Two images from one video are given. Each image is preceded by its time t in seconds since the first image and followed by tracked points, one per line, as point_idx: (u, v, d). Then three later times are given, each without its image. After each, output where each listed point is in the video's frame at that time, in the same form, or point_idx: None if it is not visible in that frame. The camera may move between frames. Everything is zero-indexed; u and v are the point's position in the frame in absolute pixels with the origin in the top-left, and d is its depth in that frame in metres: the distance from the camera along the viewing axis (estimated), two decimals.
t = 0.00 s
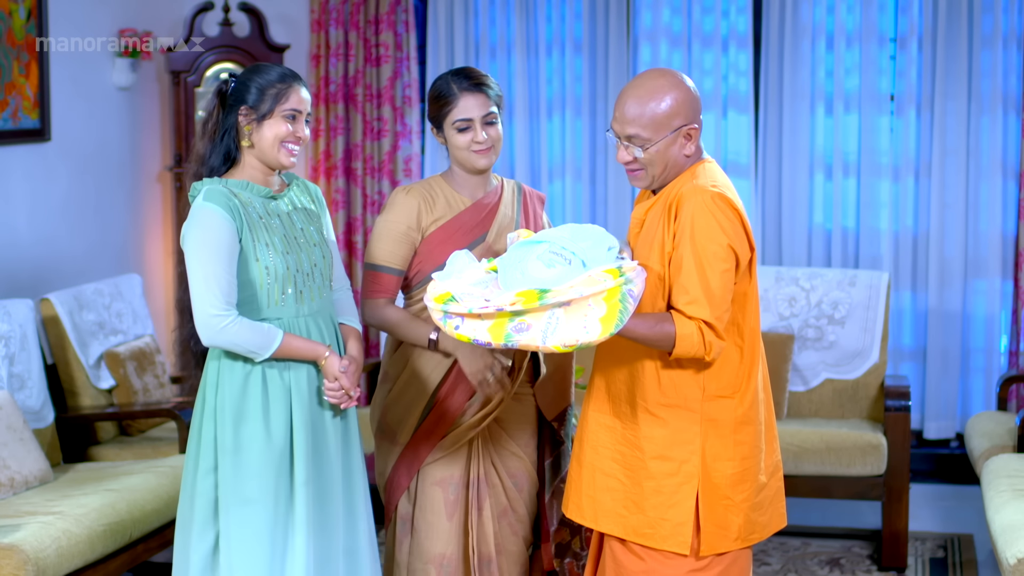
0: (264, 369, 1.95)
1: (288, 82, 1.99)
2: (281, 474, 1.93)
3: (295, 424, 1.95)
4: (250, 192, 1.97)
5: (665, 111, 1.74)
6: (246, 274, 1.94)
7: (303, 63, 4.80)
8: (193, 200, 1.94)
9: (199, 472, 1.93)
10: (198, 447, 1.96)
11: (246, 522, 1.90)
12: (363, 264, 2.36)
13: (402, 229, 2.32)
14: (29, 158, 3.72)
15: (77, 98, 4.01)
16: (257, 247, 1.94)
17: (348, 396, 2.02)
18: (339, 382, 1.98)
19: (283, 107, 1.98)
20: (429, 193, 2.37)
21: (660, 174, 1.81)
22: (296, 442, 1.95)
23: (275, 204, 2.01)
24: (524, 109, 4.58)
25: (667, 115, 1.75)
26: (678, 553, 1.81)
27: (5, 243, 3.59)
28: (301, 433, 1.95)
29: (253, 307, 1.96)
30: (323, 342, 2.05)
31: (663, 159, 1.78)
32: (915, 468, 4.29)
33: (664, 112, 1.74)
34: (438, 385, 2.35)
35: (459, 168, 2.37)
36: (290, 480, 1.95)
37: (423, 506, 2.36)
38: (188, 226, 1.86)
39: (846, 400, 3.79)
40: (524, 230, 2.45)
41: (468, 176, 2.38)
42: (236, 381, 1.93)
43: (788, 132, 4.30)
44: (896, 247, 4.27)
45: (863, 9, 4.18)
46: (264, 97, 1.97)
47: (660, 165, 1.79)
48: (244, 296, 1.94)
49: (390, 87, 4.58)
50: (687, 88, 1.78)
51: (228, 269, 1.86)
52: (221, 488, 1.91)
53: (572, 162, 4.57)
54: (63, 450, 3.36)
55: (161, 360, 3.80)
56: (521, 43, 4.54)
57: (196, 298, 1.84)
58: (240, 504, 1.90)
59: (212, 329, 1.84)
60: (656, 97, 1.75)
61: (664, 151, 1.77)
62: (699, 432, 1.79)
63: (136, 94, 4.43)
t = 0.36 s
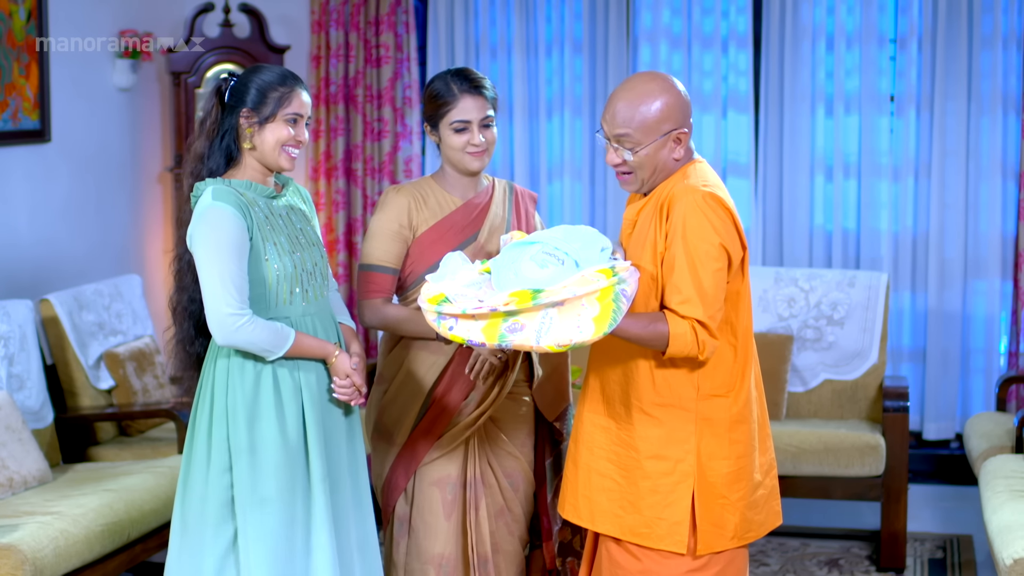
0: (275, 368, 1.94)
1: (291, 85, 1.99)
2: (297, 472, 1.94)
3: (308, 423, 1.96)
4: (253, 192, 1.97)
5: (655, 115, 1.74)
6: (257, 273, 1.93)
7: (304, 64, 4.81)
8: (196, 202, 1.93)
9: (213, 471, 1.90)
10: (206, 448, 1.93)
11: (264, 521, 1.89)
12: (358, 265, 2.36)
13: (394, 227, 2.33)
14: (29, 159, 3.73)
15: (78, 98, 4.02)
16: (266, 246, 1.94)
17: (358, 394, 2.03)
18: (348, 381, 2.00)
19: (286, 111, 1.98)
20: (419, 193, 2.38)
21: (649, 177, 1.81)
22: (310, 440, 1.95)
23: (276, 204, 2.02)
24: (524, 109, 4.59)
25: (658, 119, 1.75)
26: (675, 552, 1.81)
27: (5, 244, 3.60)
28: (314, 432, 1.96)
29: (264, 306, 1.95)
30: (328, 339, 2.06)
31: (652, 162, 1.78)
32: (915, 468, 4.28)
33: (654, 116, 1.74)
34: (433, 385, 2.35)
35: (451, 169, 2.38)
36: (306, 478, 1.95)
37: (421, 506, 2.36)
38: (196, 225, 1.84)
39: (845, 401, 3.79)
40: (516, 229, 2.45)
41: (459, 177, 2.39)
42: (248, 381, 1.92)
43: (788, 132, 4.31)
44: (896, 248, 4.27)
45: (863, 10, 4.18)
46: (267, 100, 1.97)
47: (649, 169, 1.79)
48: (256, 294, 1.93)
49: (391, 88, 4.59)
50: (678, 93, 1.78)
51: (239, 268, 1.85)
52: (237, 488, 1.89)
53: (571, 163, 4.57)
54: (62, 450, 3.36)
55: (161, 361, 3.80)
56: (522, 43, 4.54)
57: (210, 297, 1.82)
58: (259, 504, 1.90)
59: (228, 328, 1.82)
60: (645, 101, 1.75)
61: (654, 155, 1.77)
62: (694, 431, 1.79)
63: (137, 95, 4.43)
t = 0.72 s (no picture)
0: (270, 369, 1.94)
1: (287, 84, 1.99)
2: (294, 473, 1.94)
3: (304, 423, 1.96)
4: (249, 193, 1.97)
5: (642, 116, 1.74)
6: (253, 274, 1.93)
7: (305, 64, 4.81)
8: (193, 203, 1.93)
9: (208, 472, 1.90)
10: (202, 449, 1.93)
11: (262, 521, 1.90)
12: (352, 269, 2.38)
13: (385, 231, 2.34)
14: (31, 159, 3.73)
15: (80, 98, 4.03)
16: (262, 247, 1.94)
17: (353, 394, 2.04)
18: (344, 382, 2.01)
19: (283, 108, 1.98)
20: (409, 195, 2.38)
21: (639, 179, 1.81)
22: (307, 440, 1.95)
23: (272, 205, 2.02)
24: (525, 108, 4.59)
25: (646, 119, 1.75)
26: (672, 552, 1.81)
27: (6, 243, 3.60)
28: (310, 431, 1.96)
29: (260, 307, 1.95)
30: (324, 341, 2.06)
31: (641, 163, 1.78)
32: (916, 468, 4.28)
33: (642, 116, 1.74)
34: (429, 384, 2.36)
35: (443, 168, 2.39)
36: (303, 478, 1.95)
37: (417, 506, 2.38)
38: (192, 226, 1.84)
39: (845, 401, 3.79)
40: (508, 227, 2.44)
41: (449, 176, 2.40)
42: (243, 382, 1.92)
43: (789, 132, 4.31)
44: (897, 248, 4.27)
45: (863, 10, 4.18)
46: (264, 99, 1.97)
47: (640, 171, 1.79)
48: (252, 295, 1.93)
49: (392, 88, 4.59)
50: (665, 94, 1.79)
51: (234, 269, 1.85)
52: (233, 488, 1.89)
53: (571, 163, 4.57)
54: (62, 450, 3.37)
55: (161, 361, 3.80)
56: (523, 43, 4.55)
57: (205, 298, 1.82)
58: (255, 504, 1.90)
59: (223, 329, 1.82)
60: (633, 102, 1.75)
61: (643, 155, 1.77)
62: (689, 433, 1.79)
63: (138, 95, 4.44)
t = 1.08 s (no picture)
0: (265, 369, 1.95)
1: (286, 82, 2.00)
2: (286, 473, 1.94)
3: (298, 423, 1.96)
4: (247, 193, 1.97)
5: (627, 111, 1.75)
6: (247, 275, 1.94)
7: (307, 64, 4.81)
8: (191, 202, 1.94)
9: (201, 471, 1.91)
10: (195, 447, 1.94)
11: (253, 520, 1.90)
12: (351, 270, 2.38)
13: (384, 231, 2.34)
14: (33, 159, 3.74)
15: (83, 98, 4.03)
16: (257, 247, 1.94)
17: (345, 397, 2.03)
18: (338, 383, 2.00)
19: (283, 107, 1.98)
20: (409, 195, 2.38)
21: (632, 177, 1.80)
22: (299, 441, 1.95)
23: (271, 205, 2.02)
24: (527, 108, 4.59)
25: (629, 113, 1.75)
26: (669, 552, 1.81)
27: (8, 243, 3.61)
28: (303, 431, 1.96)
29: (254, 307, 1.96)
30: (320, 342, 2.06)
31: (630, 157, 1.77)
32: (919, 468, 4.27)
33: (626, 112, 1.75)
34: (428, 383, 2.36)
35: (442, 169, 2.39)
36: (294, 478, 1.96)
37: (416, 505, 2.38)
38: (189, 226, 1.85)
39: (846, 401, 3.78)
40: (508, 227, 2.45)
41: (448, 176, 2.40)
42: (237, 382, 1.92)
43: (792, 132, 4.31)
44: (900, 248, 4.26)
45: (865, 10, 4.18)
46: (264, 98, 1.97)
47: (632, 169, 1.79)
48: (245, 296, 1.94)
49: (394, 88, 4.59)
50: (653, 93, 1.80)
51: (228, 270, 1.85)
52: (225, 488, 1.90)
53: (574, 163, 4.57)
54: (63, 449, 3.37)
55: (163, 360, 3.80)
56: (525, 42, 4.55)
57: (199, 299, 1.83)
58: (246, 503, 1.90)
59: (216, 329, 1.83)
60: (616, 98, 1.77)
61: (632, 150, 1.77)
62: (685, 433, 1.80)
63: (141, 95, 4.44)
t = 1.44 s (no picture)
0: (262, 368, 1.95)
1: (288, 81, 2.00)
2: (282, 472, 1.94)
3: (296, 423, 1.96)
4: (249, 192, 1.98)
5: (626, 120, 1.75)
6: (247, 274, 1.94)
7: (309, 64, 4.82)
8: (192, 201, 1.94)
9: (198, 469, 1.91)
10: (193, 445, 1.94)
11: (248, 519, 1.90)
12: (351, 270, 2.38)
13: (384, 231, 2.35)
14: (35, 159, 3.74)
15: (85, 98, 4.04)
16: (258, 247, 1.94)
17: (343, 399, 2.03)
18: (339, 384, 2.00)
19: (285, 106, 1.98)
20: (408, 196, 2.38)
21: (625, 182, 1.81)
22: (296, 441, 1.96)
23: (272, 205, 2.02)
24: (529, 107, 4.59)
25: (630, 123, 1.75)
26: (667, 552, 1.81)
27: (10, 243, 3.61)
28: (301, 431, 1.96)
29: (254, 306, 1.96)
30: (318, 341, 2.06)
31: (626, 165, 1.78)
32: (920, 468, 4.26)
33: (626, 120, 1.75)
34: (428, 384, 2.36)
35: (440, 169, 2.39)
36: (290, 478, 1.96)
37: (416, 504, 2.38)
38: (189, 224, 1.85)
39: (847, 401, 3.78)
40: (507, 227, 2.45)
41: (447, 177, 2.40)
42: (235, 381, 1.93)
43: (794, 132, 4.30)
44: (902, 248, 4.26)
45: (867, 10, 4.18)
46: (266, 97, 1.97)
47: (626, 175, 1.80)
48: (245, 295, 1.94)
49: (396, 88, 4.59)
50: (649, 97, 1.79)
51: (229, 269, 1.86)
52: (222, 486, 1.90)
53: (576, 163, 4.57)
54: (65, 448, 3.37)
55: (164, 360, 3.81)
56: (526, 42, 4.55)
57: (197, 298, 1.83)
58: (241, 503, 1.90)
59: (214, 328, 1.83)
60: (616, 105, 1.75)
61: (628, 158, 1.78)
62: (682, 432, 1.80)
63: (144, 94, 4.44)
